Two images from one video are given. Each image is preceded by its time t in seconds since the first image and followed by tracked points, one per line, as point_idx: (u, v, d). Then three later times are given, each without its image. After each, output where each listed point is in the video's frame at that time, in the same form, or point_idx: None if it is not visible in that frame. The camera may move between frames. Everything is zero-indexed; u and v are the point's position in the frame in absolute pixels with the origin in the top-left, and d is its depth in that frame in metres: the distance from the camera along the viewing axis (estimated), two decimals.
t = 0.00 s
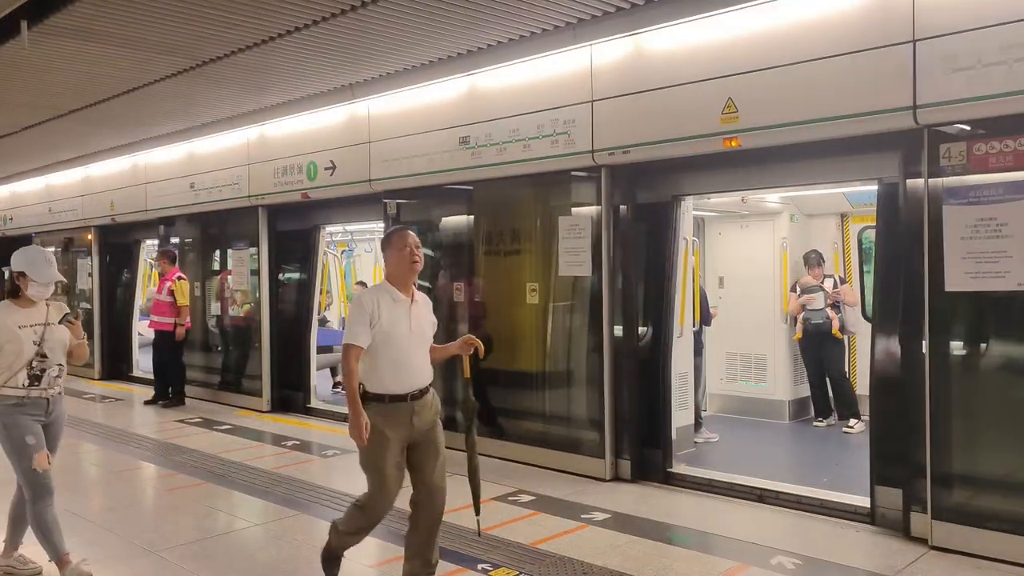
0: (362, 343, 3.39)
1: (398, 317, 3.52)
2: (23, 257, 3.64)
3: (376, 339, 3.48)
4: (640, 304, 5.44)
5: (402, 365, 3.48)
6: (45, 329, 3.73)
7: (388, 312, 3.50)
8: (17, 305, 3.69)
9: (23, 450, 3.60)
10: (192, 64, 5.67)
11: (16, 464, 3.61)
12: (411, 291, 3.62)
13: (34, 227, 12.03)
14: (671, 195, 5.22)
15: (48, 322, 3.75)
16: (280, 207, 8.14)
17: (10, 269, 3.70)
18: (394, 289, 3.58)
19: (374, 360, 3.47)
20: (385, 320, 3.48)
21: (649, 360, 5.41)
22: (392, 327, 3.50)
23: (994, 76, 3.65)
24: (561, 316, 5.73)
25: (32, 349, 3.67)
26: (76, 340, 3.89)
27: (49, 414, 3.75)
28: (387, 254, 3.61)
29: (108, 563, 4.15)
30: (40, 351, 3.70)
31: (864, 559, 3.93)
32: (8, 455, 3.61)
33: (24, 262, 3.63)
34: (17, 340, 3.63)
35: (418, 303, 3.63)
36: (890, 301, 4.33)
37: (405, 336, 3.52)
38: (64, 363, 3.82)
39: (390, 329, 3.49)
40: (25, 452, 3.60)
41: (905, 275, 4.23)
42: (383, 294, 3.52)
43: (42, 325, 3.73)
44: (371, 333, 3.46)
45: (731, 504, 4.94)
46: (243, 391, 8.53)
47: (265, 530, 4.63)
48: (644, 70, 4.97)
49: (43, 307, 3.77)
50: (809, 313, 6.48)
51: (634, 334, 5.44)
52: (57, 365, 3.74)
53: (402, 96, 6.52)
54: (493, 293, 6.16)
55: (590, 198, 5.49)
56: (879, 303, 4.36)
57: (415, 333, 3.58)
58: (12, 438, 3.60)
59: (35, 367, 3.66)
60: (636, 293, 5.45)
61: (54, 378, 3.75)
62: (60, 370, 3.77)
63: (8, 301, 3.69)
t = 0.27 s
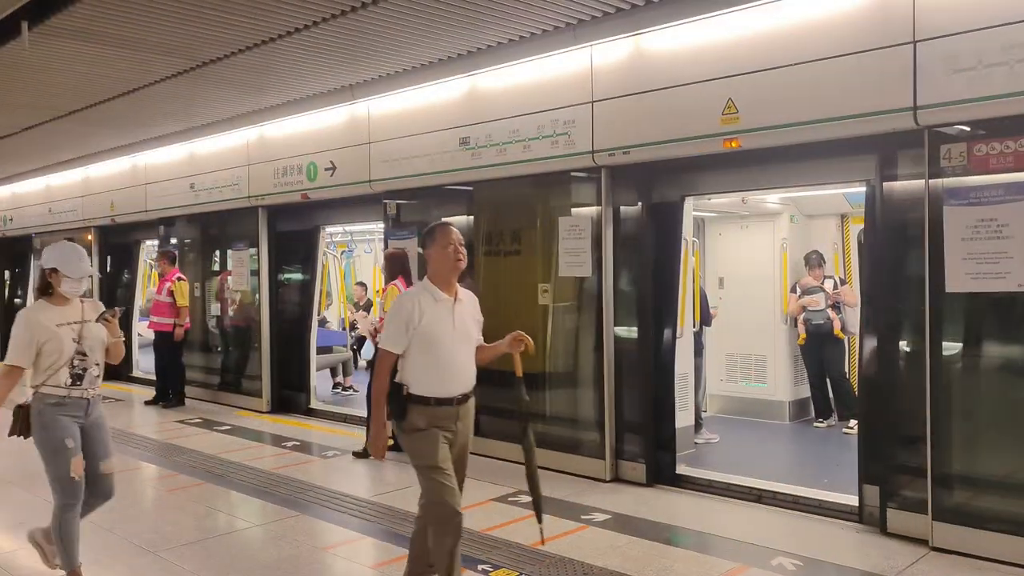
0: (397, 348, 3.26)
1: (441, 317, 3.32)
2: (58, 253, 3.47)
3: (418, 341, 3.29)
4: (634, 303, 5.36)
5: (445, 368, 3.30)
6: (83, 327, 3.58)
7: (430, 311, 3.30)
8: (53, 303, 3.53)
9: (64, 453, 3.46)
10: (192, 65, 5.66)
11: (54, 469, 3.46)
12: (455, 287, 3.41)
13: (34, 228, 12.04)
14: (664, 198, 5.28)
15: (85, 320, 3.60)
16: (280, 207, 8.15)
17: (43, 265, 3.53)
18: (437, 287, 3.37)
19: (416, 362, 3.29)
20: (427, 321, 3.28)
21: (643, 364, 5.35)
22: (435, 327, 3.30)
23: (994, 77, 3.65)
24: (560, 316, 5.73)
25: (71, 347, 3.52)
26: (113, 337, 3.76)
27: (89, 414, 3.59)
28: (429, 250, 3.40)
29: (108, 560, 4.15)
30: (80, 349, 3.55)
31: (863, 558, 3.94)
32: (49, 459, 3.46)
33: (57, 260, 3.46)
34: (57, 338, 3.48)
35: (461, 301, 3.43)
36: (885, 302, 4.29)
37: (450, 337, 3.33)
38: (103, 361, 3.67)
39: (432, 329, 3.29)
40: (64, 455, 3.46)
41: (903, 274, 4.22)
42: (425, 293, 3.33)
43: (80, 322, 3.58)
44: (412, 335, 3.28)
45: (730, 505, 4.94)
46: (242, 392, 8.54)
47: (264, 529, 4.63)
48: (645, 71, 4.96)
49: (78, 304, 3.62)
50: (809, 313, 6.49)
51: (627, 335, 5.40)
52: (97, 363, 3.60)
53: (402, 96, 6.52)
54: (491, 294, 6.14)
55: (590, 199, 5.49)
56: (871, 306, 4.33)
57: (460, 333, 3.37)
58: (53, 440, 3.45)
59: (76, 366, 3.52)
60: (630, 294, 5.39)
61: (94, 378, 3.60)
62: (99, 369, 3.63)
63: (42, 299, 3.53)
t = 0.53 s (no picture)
0: (443, 353, 3.08)
1: (489, 318, 3.14)
2: (103, 253, 3.43)
3: (467, 344, 3.11)
4: (648, 305, 5.33)
5: (495, 370, 3.12)
6: (124, 329, 3.51)
7: (477, 312, 3.13)
8: (96, 303, 3.47)
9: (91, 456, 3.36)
10: (194, 64, 5.67)
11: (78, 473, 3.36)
12: (502, 285, 3.24)
13: (35, 227, 12.04)
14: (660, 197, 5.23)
15: (127, 323, 3.54)
16: (281, 208, 8.14)
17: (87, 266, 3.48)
18: (482, 287, 3.20)
19: (467, 365, 3.12)
20: (474, 323, 3.11)
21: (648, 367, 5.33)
22: (483, 329, 3.12)
23: (996, 76, 3.65)
24: (563, 316, 5.71)
25: (111, 349, 3.45)
26: (154, 343, 3.68)
27: (127, 420, 3.45)
28: (472, 248, 3.23)
29: (110, 560, 4.15)
30: (119, 352, 3.47)
31: (865, 559, 3.94)
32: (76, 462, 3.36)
33: (102, 260, 3.42)
34: (98, 339, 3.40)
35: (508, 301, 3.25)
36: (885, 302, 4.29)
37: (497, 337, 3.15)
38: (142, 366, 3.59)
39: (480, 331, 3.11)
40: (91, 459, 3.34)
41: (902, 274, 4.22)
42: (471, 294, 3.15)
43: (121, 324, 3.52)
44: (460, 340, 3.10)
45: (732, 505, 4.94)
46: (243, 393, 8.53)
47: (265, 530, 4.63)
48: (646, 72, 4.96)
49: (120, 307, 3.55)
50: (811, 314, 6.47)
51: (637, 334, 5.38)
52: (136, 367, 3.51)
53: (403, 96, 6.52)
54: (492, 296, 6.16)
55: (591, 199, 5.49)
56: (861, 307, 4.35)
57: (509, 333, 3.19)
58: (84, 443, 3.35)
59: (113, 369, 3.43)
60: (636, 295, 5.38)
61: (131, 383, 3.50)
62: (137, 373, 3.53)
63: (87, 299, 3.47)
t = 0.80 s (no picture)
0: (530, 353, 2.91)
1: (569, 321, 3.02)
2: (179, 253, 3.36)
3: (549, 347, 2.98)
4: (667, 306, 5.31)
5: (573, 378, 2.99)
6: (199, 328, 3.44)
7: (558, 314, 3.00)
8: (172, 303, 3.41)
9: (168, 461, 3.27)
10: (213, 65, 5.71)
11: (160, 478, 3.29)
12: (578, 288, 3.13)
13: (56, 228, 12.19)
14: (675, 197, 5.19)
15: (201, 323, 3.47)
16: (298, 208, 8.19)
17: (165, 267, 3.43)
18: (561, 288, 3.08)
19: (546, 371, 2.98)
20: (556, 325, 2.98)
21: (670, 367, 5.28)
22: (564, 331, 3.00)
23: (1017, 74, 3.62)
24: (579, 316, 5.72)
25: (186, 349, 3.38)
26: (228, 343, 3.60)
27: (203, 421, 3.39)
28: (551, 247, 3.10)
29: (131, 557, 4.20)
30: (194, 353, 3.40)
31: (885, 562, 3.90)
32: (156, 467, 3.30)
33: (177, 259, 3.34)
34: (172, 339, 3.34)
35: (584, 305, 3.14)
36: (910, 302, 4.27)
37: (575, 344, 3.02)
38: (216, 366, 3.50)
39: (560, 335, 2.99)
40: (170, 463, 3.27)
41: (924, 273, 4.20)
42: (549, 295, 3.03)
43: (195, 324, 3.45)
44: (541, 342, 2.97)
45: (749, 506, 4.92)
46: (261, 392, 8.59)
47: (284, 528, 4.66)
48: (663, 71, 4.95)
49: (195, 307, 3.49)
50: (829, 314, 6.43)
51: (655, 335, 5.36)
52: (210, 368, 3.43)
53: (420, 96, 6.54)
54: (508, 296, 6.17)
55: (609, 199, 5.49)
56: (859, 305, 4.41)
57: (587, 338, 3.08)
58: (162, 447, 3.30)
59: (188, 369, 3.36)
60: (655, 296, 5.36)
61: (206, 383, 3.42)
62: (212, 374, 3.45)
63: (163, 299, 3.42)
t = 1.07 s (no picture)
0: (631, 352, 2.85)
1: (668, 322, 2.96)
2: (245, 250, 3.31)
3: (651, 347, 2.91)
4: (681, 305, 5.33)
5: (673, 380, 2.93)
6: (264, 329, 3.38)
7: (658, 314, 2.95)
8: (237, 302, 3.37)
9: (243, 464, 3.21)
10: (232, 66, 5.75)
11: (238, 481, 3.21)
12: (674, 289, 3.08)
13: (78, 228, 12.32)
14: (692, 196, 5.18)
15: (267, 322, 3.40)
16: (316, 208, 8.23)
17: (232, 264, 3.38)
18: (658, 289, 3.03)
19: (647, 373, 2.91)
20: (658, 325, 2.93)
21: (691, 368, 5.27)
22: (667, 331, 2.95)
23: None
24: (593, 316, 5.72)
25: (251, 349, 3.32)
26: (295, 343, 3.53)
27: (268, 422, 3.36)
28: (649, 246, 3.06)
29: (152, 554, 4.23)
30: (259, 353, 3.34)
31: (907, 564, 3.87)
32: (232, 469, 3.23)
33: (242, 259, 3.30)
34: (237, 339, 3.30)
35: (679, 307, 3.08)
36: (929, 303, 4.23)
37: (675, 345, 2.96)
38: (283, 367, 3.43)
39: (662, 336, 2.93)
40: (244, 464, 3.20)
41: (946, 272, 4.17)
42: (648, 295, 2.98)
43: (260, 324, 3.38)
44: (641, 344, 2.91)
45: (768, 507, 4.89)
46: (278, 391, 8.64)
47: (302, 527, 4.68)
48: (681, 70, 4.94)
49: (261, 305, 3.43)
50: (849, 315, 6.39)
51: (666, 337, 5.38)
52: (275, 369, 3.36)
53: (437, 97, 6.56)
54: (526, 296, 6.17)
55: (627, 199, 5.47)
56: (869, 306, 4.44)
57: (685, 341, 3.02)
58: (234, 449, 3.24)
59: (253, 371, 3.30)
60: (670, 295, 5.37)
61: (272, 384, 3.36)
62: (278, 374, 3.39)
63: (229, 299, 3.38)
